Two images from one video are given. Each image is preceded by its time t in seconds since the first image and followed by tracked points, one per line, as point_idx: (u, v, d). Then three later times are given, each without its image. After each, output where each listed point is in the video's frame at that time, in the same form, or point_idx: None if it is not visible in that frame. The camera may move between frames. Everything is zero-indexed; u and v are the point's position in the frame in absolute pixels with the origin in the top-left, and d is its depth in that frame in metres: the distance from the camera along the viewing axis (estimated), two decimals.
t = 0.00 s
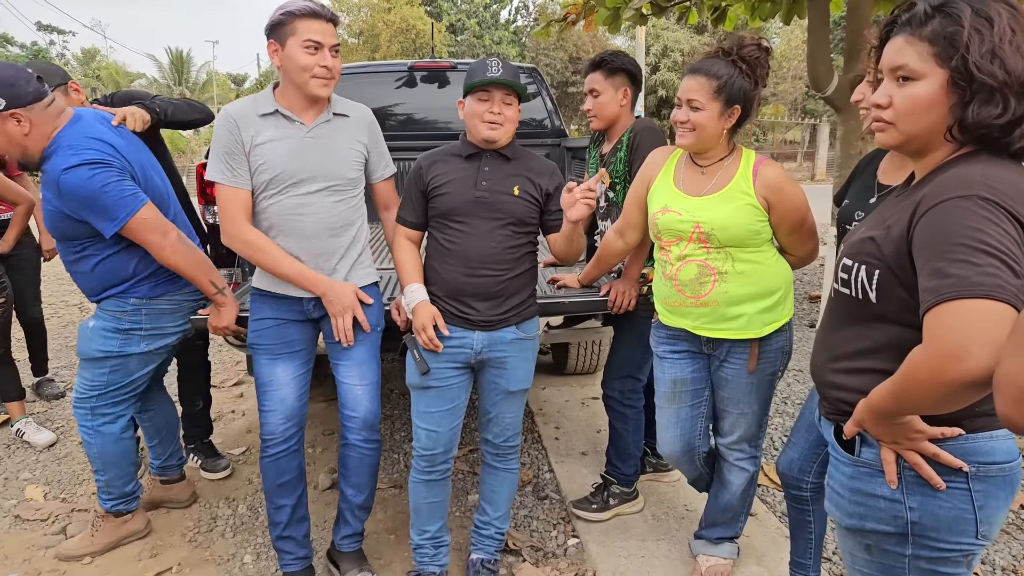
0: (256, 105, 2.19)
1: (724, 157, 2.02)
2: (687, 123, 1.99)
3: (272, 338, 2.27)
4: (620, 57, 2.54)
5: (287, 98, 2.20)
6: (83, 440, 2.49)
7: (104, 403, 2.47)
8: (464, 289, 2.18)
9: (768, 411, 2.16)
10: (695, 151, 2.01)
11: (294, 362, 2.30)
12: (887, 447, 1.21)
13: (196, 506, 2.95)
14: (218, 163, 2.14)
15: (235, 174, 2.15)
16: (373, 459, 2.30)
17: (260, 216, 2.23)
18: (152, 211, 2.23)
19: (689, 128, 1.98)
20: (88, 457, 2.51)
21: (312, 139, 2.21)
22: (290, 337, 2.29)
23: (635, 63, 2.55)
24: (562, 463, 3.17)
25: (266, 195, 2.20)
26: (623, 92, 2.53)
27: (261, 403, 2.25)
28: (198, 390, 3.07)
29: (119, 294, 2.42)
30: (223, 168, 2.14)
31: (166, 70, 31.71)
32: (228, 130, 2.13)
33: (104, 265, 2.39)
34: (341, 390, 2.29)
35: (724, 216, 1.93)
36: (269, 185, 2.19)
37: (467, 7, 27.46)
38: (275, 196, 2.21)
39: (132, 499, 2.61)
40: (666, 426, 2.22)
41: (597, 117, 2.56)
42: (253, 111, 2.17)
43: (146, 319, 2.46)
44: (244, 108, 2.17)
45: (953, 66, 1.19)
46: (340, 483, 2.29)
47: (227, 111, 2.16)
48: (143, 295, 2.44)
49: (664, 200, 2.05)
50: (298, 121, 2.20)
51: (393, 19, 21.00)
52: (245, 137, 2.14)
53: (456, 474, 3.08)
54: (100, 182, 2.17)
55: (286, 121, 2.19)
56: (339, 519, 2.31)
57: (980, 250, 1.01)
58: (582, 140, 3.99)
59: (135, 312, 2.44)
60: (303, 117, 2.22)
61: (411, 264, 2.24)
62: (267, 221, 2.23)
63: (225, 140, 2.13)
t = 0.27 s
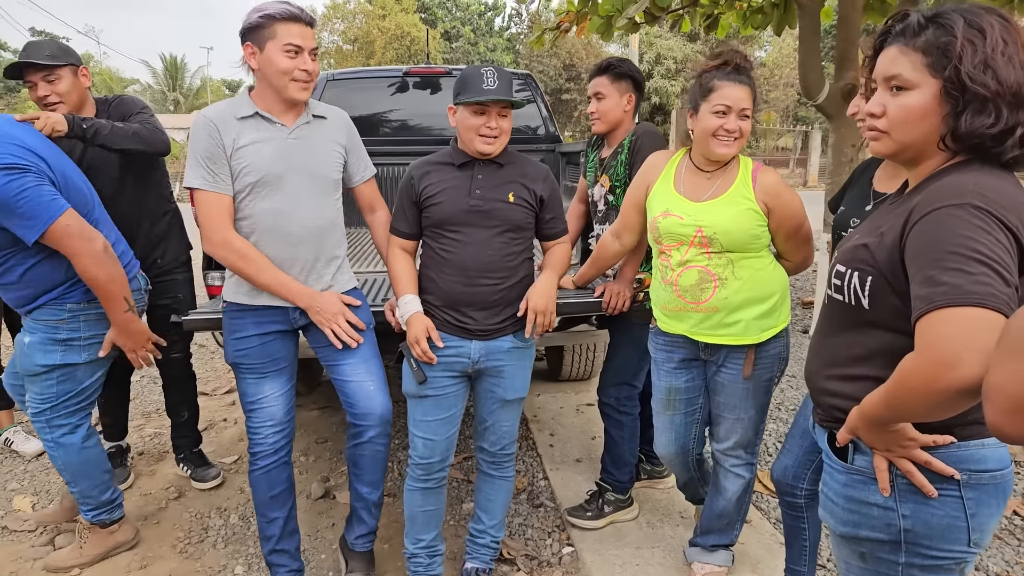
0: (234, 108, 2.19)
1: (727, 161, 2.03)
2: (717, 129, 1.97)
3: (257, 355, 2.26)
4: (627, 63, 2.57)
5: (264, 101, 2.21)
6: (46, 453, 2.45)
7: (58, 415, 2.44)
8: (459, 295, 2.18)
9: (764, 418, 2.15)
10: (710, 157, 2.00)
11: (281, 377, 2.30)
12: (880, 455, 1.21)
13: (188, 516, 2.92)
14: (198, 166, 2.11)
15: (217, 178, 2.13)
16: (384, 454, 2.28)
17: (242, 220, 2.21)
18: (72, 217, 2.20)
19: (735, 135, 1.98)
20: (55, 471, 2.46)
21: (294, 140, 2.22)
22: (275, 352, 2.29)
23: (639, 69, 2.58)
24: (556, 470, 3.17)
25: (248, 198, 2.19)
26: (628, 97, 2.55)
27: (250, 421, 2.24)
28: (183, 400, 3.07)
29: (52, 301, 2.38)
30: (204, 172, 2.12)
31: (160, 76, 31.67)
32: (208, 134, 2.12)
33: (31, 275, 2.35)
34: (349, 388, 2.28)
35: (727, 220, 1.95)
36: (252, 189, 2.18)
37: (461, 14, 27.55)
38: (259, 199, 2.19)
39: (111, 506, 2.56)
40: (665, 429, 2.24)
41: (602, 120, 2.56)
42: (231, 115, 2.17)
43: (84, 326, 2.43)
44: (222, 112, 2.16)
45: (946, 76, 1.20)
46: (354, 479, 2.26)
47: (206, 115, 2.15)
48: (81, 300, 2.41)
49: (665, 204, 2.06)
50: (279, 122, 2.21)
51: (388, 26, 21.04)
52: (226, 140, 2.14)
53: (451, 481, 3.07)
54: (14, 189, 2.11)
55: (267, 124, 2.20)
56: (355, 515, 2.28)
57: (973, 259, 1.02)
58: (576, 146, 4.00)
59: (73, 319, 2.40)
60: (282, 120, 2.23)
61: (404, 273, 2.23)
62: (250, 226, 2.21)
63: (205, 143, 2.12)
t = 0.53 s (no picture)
0: (226, 133, 2.20)
1: (728, 171, 2.13)
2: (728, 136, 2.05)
3: (248, 366, 2.28)
4: (637, 80, 2.62)
5: (256, 126, 2.23)
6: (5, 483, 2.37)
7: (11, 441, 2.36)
8: (455, 309, 2.19)
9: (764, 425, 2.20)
10: (719, 163, 2.08)
11: (272, 389, 2.30)
12: (875, 464, 1.23)
13: (182, 531, 2.90)
14: (190, 195, 2.13)
15: (209, 205, 2.15)
16: (378, 465, 2.28)
17: (235, 244, 2.23)
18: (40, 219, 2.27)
19: (736, 141, 2.06)
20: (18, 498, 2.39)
21: (286, 165, 2.23)
22: (267, 364, 2.30)
23: (647, 87, 2.63)
24: (552, 483, 3.16)
25: (241, 223, 2.21)
26: (637, 113, 2.58)
27: (241, 434, 2.22)
28: (175, 414, 3.05)
29: None
30: (196, 198, 2.14)
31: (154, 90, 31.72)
32: (201, 161, 2.13)
33: None
34: (337, 402, 2.27)
35: (737, 229, 2.03)
36: (244, 214, 2.20)
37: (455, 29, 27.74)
38: (251, 224, 2.21)
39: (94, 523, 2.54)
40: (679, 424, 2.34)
41: (608, 131, 2.57)
42: (225, 140, 2.18)
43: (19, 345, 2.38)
44: (213, 139, 2.17)
45: (937, 92, 1.23)
46: (350, 491, 2.26)
47: (199, 142, 2.17)
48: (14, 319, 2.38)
49: (671, 216, 2.12)
50: (271, 148, 2.22)
51: (382, 41, 21.16)
52: (218, 166, 2.15)
53: (446, 495, 3.07)
54: None
55: (258, 149, 2.21)
56: (354, 525, 2.27)
57: (962, 271, 1.04)
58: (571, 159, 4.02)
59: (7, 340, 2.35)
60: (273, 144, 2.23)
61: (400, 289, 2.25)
62: (243, 250, 2.23)
63: (196, 171, 2.13)
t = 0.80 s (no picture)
0: (225, 150, 2.21)
1: (727, 182, 2.13)
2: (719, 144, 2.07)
3: (243, 379, 2.26)
4: (640, 95, 2.64)
5: (254, 143, 2.24)
6: None
7: None
8: (451, 321, 2.18)
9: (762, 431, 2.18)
10: (714, 172, 2.09)
11: (268, 402, 2.29)
12: (876, 474, 1.22)
13: (175, 547, 2.86)
14: (188, 213, 2.16)
15: (206, 223, 2.17)
16: (369, 489, 2.25)
17: (234, 261, 2.24)
18: None
19: (734, 148, 2.07)
20: None
21: (282, 179, 2.21)
22: (263, 376, 2.29)
23: (649, 103, 2.65)
24: (549, 496, 3.14)
25: (239, 240, 2.21)
26: (638, 128, 2.60)
27: (235, 448, 2.19)
28: (172, 428, 3.03)
29: None
30: (195, 216, 2.16)
31: (150, 104, 31.78)
32: (198, 179, 2.16)
33: None
34: (327, 429, 2.25)
35: (735, 239, 2.03)
36: (241, 231, 2.20)
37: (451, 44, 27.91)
38: (249, 240, 2.21)
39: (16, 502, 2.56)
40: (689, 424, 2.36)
41: (609, 143, 2.59)
42: (222, 157, 2.19)
43: None
44: (212, 156, 2.19)
45: (932, 102, 1.23)
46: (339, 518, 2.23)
47: (197, 159, 2.18)
48: None
49: (670, 226, 2.14)
50: (268, 163, 2.21)
51: (379, 55, 21.27)
52: (215, 183, 2.16)
53: (443, 509, 3.04)
54: None
55: (255, 165, 2.21)
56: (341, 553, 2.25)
57: (959, 279, 1.04)
58: (567, 172, 4.03)
59: None
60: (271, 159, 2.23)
61: (398, 303, 2.22)
62: (242, 266, 2.24)
63: (194, 189, 2.15)
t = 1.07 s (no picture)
0: (228, 161, 2.17)
1: (726, 192, 2.14)
2: (709, 159, 2.10)
3: (243, 394, 2.24)
4: (636, 108, 2.64)
5: (261, 154, 2.21)
6: None
7: None
8: (449, 331, 2.18)
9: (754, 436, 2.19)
10: (709, 186, 2.10)
11: (267, 417, 2.28)
12: (875, 483, 1.22)
13: (170, 559, 2.83)
14: (190, 227, 2.10)
15: (209, 237, 2.13)
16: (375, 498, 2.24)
17: (235, 275, 2.22)
18: None
19: (722, 163, 2.09)
20: None
21: (290, 195, 2.21)
22: (262, 391, 2.28)
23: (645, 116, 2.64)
24: (546, 507, 3.13)
25: (241, 254, 2.19)
26: (632, 139, 2.62)
27: (235, 463, 2.18)
28: (167, 441, 2.99)
29: None
30: (197, 231, 2.11)
31: (146, 116, 31.80)
32: (202, 192, 2.11)
33: None
34: (340, 438, 2.24)
35: (732, 248, 2.04)
36: (245, 246, 2.17)
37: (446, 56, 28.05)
38: (252, 255, 2.19)
39: None
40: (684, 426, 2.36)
41: (606, 155, 2.60)
42: (227, 169, 2.16)
43: None
44: (215, 168, 2.15)
45: (924, 113, 1.25)
46: (345, 526, 2.21)
47: (199, 170, 2.14)
48: None
49: (670, 234, 2.16)
50: (275, 176, 2.20)
51: (375, 67, 21.36)
52: (221, 198, 2.13)
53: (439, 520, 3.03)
54: None
55: (261, 178, 2.19)
56: (347, 563, 2.23)
57: (956, 287, 1.05)
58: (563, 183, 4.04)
59: None
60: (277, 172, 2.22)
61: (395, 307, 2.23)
62: (243, 281, 2.21)
63: (198, 202, 2.11)
